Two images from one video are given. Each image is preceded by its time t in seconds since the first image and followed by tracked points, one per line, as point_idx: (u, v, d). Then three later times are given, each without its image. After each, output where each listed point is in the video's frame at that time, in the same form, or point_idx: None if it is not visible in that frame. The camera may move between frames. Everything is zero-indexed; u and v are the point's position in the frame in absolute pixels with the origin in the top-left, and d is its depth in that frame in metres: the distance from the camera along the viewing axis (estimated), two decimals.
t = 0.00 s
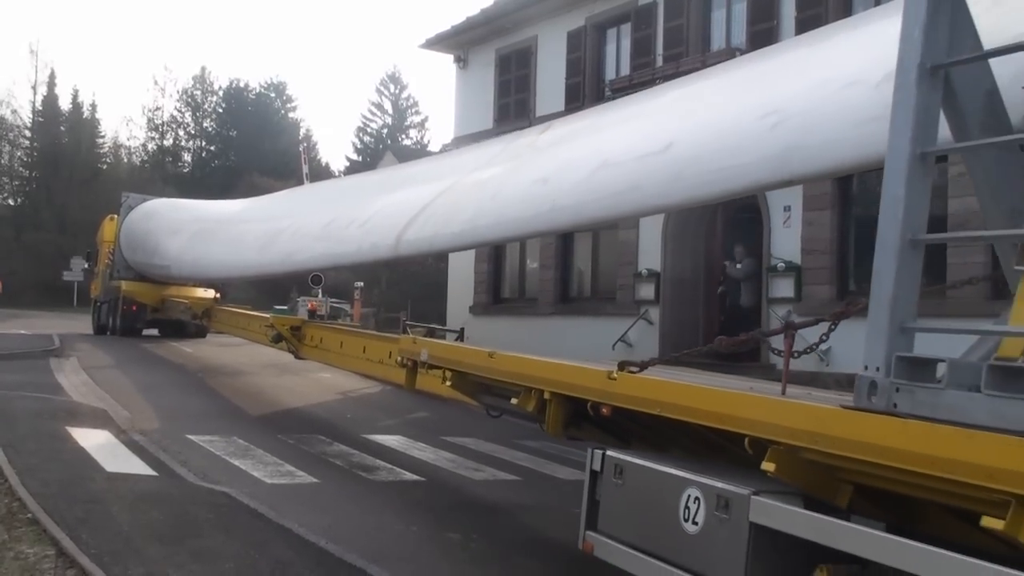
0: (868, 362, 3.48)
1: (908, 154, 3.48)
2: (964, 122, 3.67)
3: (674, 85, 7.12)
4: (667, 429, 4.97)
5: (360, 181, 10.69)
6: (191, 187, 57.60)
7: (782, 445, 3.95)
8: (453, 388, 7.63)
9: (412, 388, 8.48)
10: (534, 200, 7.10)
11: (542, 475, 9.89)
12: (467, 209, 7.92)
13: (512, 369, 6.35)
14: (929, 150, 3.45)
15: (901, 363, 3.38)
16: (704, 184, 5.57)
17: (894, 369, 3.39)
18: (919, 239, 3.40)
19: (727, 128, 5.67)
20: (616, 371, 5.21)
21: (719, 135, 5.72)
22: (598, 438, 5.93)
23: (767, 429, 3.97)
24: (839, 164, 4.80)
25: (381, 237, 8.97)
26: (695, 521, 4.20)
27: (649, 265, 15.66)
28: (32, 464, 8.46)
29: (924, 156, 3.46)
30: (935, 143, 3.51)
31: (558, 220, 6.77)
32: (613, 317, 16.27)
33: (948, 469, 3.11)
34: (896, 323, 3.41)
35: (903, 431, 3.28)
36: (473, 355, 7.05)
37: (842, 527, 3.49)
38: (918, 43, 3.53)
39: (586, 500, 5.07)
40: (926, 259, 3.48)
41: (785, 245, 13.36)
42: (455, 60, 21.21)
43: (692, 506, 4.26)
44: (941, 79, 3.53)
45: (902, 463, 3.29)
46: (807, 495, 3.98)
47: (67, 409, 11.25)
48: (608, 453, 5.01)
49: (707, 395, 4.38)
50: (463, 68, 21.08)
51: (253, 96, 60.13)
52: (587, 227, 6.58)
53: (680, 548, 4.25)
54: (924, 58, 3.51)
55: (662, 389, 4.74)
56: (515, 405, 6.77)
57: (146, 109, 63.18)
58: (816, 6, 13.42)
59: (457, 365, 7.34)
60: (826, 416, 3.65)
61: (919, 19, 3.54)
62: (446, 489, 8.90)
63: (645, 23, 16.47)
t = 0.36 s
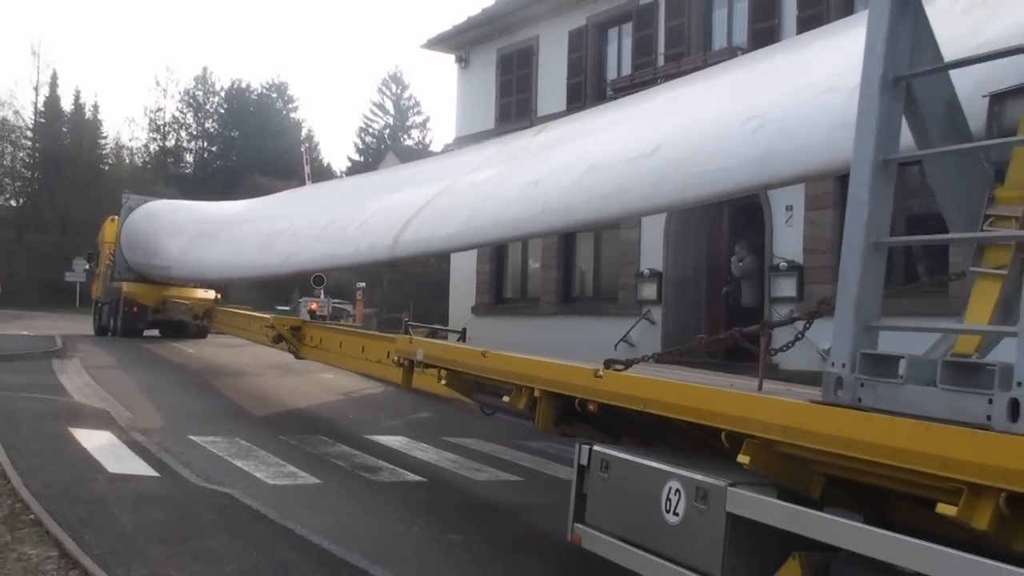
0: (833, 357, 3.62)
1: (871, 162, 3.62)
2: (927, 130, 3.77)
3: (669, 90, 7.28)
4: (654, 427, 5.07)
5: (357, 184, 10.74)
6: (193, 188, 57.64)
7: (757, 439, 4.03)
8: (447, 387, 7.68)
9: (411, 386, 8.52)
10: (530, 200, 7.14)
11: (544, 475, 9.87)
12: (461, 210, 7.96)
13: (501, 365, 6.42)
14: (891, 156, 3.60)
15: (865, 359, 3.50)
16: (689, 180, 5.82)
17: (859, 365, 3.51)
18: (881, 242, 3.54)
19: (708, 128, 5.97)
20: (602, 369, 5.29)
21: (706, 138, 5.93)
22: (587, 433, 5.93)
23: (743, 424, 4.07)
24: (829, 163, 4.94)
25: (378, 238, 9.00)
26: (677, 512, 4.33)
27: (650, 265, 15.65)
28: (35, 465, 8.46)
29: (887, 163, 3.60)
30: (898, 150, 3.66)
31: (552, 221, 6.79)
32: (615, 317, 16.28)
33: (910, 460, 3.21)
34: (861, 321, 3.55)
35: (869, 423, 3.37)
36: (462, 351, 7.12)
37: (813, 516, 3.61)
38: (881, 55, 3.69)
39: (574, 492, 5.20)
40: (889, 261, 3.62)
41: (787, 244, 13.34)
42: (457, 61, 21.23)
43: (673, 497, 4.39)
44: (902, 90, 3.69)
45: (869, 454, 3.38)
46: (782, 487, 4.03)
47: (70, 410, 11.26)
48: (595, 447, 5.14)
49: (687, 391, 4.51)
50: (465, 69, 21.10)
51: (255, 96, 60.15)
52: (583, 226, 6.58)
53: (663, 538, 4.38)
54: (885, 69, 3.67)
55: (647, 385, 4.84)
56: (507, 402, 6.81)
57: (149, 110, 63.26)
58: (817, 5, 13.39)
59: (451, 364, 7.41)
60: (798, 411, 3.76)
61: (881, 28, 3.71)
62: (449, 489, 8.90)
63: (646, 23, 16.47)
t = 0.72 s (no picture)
0: (803, 361, 3.78)
1: (838, 174, 3.76)
2: (893, 145, 3.88)
3: (662, 100, 7.35)
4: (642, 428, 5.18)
5: (355, 188, 10.78)
6: (196, 191, 57.68)
7: (734, 438, 4.23)
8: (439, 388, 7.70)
9: (404, 388, 8.57)
10: (532, 204, 7.18)
11: (546, 480, 9.86)
12: (456, 216, 8.05)
13: (491, 368, 6.54)
14: (857, 169, 3.73)
15: (831, 362, 3.65)
16: (676, 188, 5.93)
17: (826, 368, 3.66)
18: (849, 250, 3.66)
19: (690, 140, 6.09)
20: (588, 371, 5.47)
21: (689, 148, 6.06)
22: (578, 434, 5.99)
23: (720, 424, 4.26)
24: (815, 170, 5.00)
25: (376, 243, 9.01)
26: (657, 508, 4.53)
27: (653, 269, 15.65)
28: (37, 468, 8.47)
29: (854, 176, 3.74)
30: (864, 163, 3.79)
31: (556, 225, 6.85)
32: (618, 322, 16.28)
33: (873, 459, 3.38)
34: (828, 326, 3.69)
35: (835, 424, 3.54)
36: (457, 352, 7.28)
37: (786, 512, 3.81)
38: (849, 70, 3.80)
39: (562, 490, 5.39)
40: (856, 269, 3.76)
41: (790, 249, 13.32)
42: (460, 65, 21.22)
43: (654, 494, 4.58)
44: (868, 106, 3.82)
45: (835, 453, 3.56)
46: (757, 484, 4.22)
47: (72, 413, 11.27)
48: (581, 447, 5.33)
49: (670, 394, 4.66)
50: (468, 73, 21.10)
51: (258, 100, 60.21)
52: (588, 229, 6.58)
53: (645, 533, 4.59)
54: (850, 87, 3.80)
55: (630, 387, 5.02)
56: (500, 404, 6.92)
57: (152, 113, 63.33)
58: (821, 10, 13.39)
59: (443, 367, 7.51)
60: (770, 412, 3.93)
61: (847, 46, 3.81)
62: (450, 493, 8.89)
63: (650, 27, 16.46)
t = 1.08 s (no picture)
0: (780, 361, 3.96)
1: (813, 182, 3.93)
2: (867, 153, 4.06)
3: (658, 106, 7.39)
4: (633, 425, 5.23)
5: (355, 193, 10.80)
6: (202, 195, 57.76)
7: (718, 434, 4.39)
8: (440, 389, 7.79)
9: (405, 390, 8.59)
10: (533, 207, 7.19)
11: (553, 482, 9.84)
12: (454, 221, 8.12)
13: (489, 368, 6.63)
14: (831, 177, 3.90)
15: (808, 361, 3.83)
16: (673, 190, 5.99)
17: (802, 366, 3.84)
18: (824, 254, 3.86)
19: (684, 147, 6.14)
20: (580, 371, 5.58)
21: (681, 156, 6.13)
22: (572, 433, 6.05)
23: (704, 420, 4.41)
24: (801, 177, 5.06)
25: (377, 247, 9.03)
26: (646, 502, 4.68)
27: (659, 271, 15.64)
28: (44, 471, 8.48)
29: (829, 184, 3.91)
30: (838, 170, 3.96)
31: (555, 228, 6.83)
32: (625, 323, 16.27)
33: (845, 451, 3.55)
34: (805, 326, 3.87)
35: (811, 419, 3.71)
36: (452, 356, 7.39)
37: (765, 504, 3.97)
38: (823, 83, 3.96)
39: (556, 486, 5.53)
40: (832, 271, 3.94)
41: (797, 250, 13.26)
42: (465, 68, 21.23)
43: (642, 489, 4.72)
44: (842, 117, 3.98)
45: (812, 447, 3.71)
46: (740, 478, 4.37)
47: (80, 417, 11.29)
48: (574, 444, 5.45)
49: (659, 390, 4.82)
50: (473, 75, 21.11)
51: (264, 104, 60.31)
52: (594, 231, 6.56)
53: (634, 526, 4.74)
54: (825, 98, 3.96)
55: (619, 386, 5.15)
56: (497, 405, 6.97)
57: (159, 117, 63.47)
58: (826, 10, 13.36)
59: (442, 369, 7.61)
60: (749, 408, 4.09)
61: (821, 61, 3.97)
62: (458, 496, 8.87)
63: (655, 29, 16.46)
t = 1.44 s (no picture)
0: (752, 355, 4.22)
1: (784, 187, 4.17)
2: (835, 158, 4.35)
3: (646, 109, 7.49)
4: (621, 421, 5.44)
5: (350, 193, 10.80)
6: (201, 193, 57.72)
7: (695, 427, 4.61)
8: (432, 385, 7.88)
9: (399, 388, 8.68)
10: (530, 208, 7.26)
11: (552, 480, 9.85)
12: (447, 221, 8.17)
13: (481, 366, 6.82)
14: (802, 182, 4.15)
15: (779, 357, 4.10)
16: (665, 190, 6.10)
17: (774, 362, 4.11)
18: (794, 254, 4.10)
19: (673, 152, 6.25)
20: (566, 367, 5.78)
21: (668, 160, 6.26)
22: (560, 428, 6.16)
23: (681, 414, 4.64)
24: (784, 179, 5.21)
25: (372, 246, 9.05)
26: (628, 493, 4.92)
27: (659, 270, 15.65)
28: (43, 469, 8.49)
29: (798, 188, 4.15)
30: (808, 175, 4.21)
31: (553, 228, 6.92)
32: (625, 322, 16.27)
33: (814, 441, 3.77)
34: (776, 324, 4.13)
35: (781, 412, 3.95)
36: (441, 352, 7.57)
37: (739, 493, 4.20)
38: (794, 91, 4.22)
39: (543, 479, 5.76)
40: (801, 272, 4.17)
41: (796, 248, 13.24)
42: (465, 66, 21.22)
43: (625, 480, 4.95)
44: (811, 124, 4.24)
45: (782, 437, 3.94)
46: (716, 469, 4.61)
47: (79, 415, 11.29)
48: (561, 439, 5.67)
49: (630, 386, 5.05)
50: (472, 74, 21.10)
51: (264, 102, 60.27)
52: (592, 229, 6.64)
53: (617, 515, 4.98)
54: (796, 106, 4.22)
55: (604, 382, 5.36)
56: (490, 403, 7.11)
57: (158, 116, 63.40)
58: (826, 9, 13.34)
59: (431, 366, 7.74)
60: (723, 402, 4.33)
61: (793, 70, 4.23)
62: (457, 494, 8.89)
63: (654, 28, 16.45)
